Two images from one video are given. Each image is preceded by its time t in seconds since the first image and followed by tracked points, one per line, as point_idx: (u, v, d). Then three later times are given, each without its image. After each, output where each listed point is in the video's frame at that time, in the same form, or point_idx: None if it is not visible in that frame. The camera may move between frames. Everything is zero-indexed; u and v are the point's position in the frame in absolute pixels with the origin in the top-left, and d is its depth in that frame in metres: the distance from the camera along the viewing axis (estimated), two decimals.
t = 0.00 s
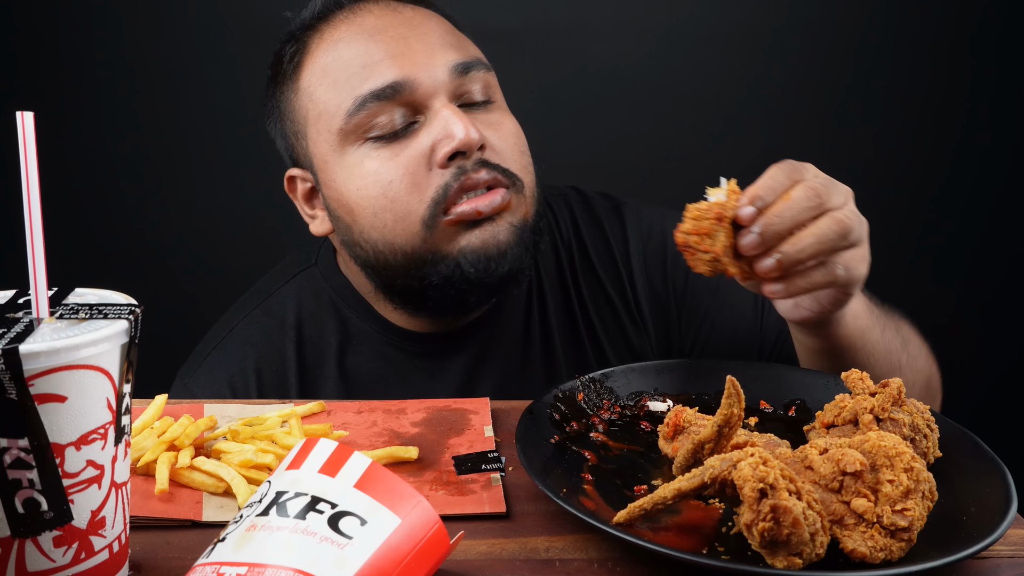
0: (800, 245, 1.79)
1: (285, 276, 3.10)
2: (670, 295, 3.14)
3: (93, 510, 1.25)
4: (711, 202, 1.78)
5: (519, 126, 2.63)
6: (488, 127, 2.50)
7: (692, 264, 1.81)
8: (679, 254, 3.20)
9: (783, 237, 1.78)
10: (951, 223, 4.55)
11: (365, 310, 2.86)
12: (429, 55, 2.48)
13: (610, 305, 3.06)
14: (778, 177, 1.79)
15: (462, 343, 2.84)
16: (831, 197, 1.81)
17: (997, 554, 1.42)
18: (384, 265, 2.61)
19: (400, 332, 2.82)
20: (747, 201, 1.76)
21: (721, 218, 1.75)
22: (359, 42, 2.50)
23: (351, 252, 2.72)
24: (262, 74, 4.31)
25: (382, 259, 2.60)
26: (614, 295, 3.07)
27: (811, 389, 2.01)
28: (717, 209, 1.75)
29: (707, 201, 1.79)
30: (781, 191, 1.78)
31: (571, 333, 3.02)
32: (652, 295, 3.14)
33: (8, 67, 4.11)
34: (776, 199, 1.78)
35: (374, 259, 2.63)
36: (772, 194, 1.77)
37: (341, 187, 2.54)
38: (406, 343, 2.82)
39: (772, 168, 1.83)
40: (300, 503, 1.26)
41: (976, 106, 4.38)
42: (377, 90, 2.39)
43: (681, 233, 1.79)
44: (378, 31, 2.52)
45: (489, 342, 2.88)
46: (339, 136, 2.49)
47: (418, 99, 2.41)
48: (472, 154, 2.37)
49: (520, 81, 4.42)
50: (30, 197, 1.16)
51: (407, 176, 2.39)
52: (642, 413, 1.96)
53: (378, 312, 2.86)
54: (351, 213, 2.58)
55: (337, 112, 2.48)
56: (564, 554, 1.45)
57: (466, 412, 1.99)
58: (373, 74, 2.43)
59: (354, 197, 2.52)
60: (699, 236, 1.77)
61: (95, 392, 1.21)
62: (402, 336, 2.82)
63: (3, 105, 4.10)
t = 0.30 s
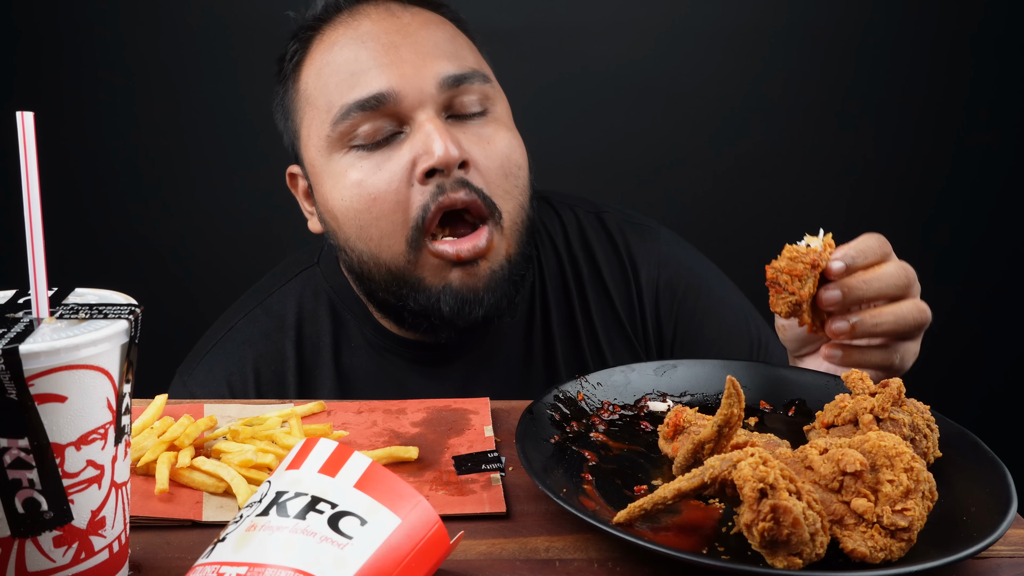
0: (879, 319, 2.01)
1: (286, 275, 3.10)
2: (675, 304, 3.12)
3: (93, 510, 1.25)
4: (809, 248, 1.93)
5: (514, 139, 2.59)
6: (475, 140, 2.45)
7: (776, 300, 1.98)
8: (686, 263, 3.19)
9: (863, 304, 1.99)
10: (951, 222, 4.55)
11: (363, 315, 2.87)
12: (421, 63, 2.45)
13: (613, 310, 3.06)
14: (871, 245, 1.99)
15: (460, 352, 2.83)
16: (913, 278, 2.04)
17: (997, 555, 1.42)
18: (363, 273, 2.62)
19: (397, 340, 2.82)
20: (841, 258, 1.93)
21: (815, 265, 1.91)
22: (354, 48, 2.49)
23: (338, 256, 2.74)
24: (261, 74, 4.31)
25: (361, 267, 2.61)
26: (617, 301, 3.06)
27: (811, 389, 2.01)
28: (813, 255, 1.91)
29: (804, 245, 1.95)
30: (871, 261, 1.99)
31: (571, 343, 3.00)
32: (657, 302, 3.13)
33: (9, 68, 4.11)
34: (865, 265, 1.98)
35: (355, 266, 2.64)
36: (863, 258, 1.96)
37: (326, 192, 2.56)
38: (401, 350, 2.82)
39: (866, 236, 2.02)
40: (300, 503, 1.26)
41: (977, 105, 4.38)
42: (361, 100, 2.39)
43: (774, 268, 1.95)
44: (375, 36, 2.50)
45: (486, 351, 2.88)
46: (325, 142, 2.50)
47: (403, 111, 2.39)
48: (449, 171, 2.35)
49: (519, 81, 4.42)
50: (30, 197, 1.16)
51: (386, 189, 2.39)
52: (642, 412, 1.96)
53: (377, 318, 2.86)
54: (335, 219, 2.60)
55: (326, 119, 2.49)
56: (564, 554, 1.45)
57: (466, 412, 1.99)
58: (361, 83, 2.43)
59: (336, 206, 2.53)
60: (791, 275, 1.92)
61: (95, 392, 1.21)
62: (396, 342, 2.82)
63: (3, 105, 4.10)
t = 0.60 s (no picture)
0: (887, 347, 2.03)
1: (286, 278, 3.10)
2: (682, 310, 3.13)
3: (93, 510, 1.25)
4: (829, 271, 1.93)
5: (524, 156, 2.57)
6: (484, 159, 2.43)
7: (788, 320, 1.99)
8: (693, 271, 3.20)
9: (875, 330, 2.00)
10: (951, 222, 4.55)
11: (365, 317, 2.88)
12: (434, 78, 2.40)
13: (620, 313, 3.05)
14: (892, 272, 2.01)
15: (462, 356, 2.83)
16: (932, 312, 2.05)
17: (997, 555, 1.42)
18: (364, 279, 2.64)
19: (401, 343, 2.83)
20: (860, 282, 1.93)
21: (832, 289, 1.91)
22: (366, 56, 2.45)
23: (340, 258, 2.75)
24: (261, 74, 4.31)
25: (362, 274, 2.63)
26: (624, 305, 3.06)
27: (811, 389, 2.01)
28: (831, 279, 1.91)
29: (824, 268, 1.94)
30: (891, 289, 2.01)
31: (574, 345, 3.00)
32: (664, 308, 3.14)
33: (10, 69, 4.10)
34: (884, 291, 2.00)
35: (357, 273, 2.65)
36: (883, 285, 1.98)
37: (332, 199, 2.56)
38: (405, 352, 2.83)
39: (888, 262, 2.04)
40: (300, 503, 1.26)
41: (978, 104, 4.37)
42: (370, 114, 2.36)
43: (791, 287, 1.97)
44: (388, 46, 2.46)
45: (487, 356, 2.87)
46: (332, 150, 2.49)
47: (412, 126, 2.36)
48: (454, 195, 2.35)
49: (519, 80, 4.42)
50: (30, 197, 1.16)
51: (390, 205, 2.40)
52: (642, 412, 1.96)
53: (379, 319, 2.87)
54: (338, 225, 2.60)
55: (333, 128, 2.47)
56: (564, 554, 1.45)
57: (466, 412, 1.99)
58: (371, 94, 2.40)
59: (340, 214, 2.55)
60: (806, 296, 1.94)
61: (95, 392, 1.21)
62: (403, 346, 2.83)
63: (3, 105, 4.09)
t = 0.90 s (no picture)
0: (886, 356, 2.02)
1: (292, 281, 3.09)
2: (691, 307, 3.17)
3: (93, 510, 1.25)
4: (821, 291, 1.96)
5: (546, 169, 2.53)
6: (508, 173, 2.40)
7: (789, 344, 1.99)
8: (701, 268, 3.23)
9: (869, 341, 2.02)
10: (951, 222, 4.55)
11: (376, 319, 2.86)
12: (459, 89, 2.34)
13: (631, 311, 3.07)
14: (879, 282, 2.05)
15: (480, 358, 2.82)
16: (922, 315, 2.08)
17: (997, 555, 1.42)
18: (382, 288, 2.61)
19: (414, 347, 2.82)
20: (852, 297, 1.99)
21: (828, 309, 1.94)
22: (389, 62, 2.37)
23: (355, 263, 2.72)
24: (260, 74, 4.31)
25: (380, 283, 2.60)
26: (635, 303, 3.08)
27: (812, 389, 2.01)
28: (827, 299, 1.94)
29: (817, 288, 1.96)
30: (880, 297, 2.04)
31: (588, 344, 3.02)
32: (674, 305, 3.18)
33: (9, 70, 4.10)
34: (874, 301, 2.03)
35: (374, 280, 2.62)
36: (873, 296, 2.02)
37: (351, 207, 2.51)
38: (417, 356, 2.82)
39: (874, 272, 2.08)
40: (300, 503, 1.26)
41: (978, 104, 4.37)
42: (395, 125, 2.31)
43: (789, 313, 1.96)
44: (411, 51, 2.38)
45: (503, 360, 2.88)
46: (353, 160, 2.43)
47: (437, 139, 2.31)
48: (480, 211, 2.31)
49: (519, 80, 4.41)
50: (31, 197, 1.16)
51: (415, 220, 2.36)
52: (641, 413, 1.96)
53: (390, 321, 2.85)
54: (357, 233, 2.56)
55: (354, 137, 2.41)
56: (564, 554, 1.45)
57: (466, 412, 1.99)
58: (395, 104, 2.34)
59: (361, 225, 2.50)
60: (804, 320, 1.94)
61: (95, 392, 1.21)
62: (410, 347, 2.82)
63: (3, 105, 4.09)
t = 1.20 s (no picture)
0: (886, 359, 2.02)
1: (295, 281, 3.08)
2: (696, 306, 3.17)
3: (93, 510, 1.25)
4: (823, 296, 1.96)
5: (560, 172, 2.52)
6: (522, 176, 2.39)
7: (791, 349, 1.99)
8: (705, 266, 3.23)
9: (870, 344, 2.02)
10: (951, 222, 4.55)
11: (381, 319, 2.86)
12: (475, 93, 2.33)
13: (636, 310, 3.08)
14: (882, 285, 2.05)
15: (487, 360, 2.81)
16: (924, 317, 2.07)
17: (997, 555, 1.42)
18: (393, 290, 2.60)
19: (418, 347, 2.82)
20: (855, 301, 1.99)
21: (831, 315, 1.94)
22: (404, 63, 2.36)
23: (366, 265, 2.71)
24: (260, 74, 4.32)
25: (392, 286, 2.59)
26: (641, 302, 3.08)
27: (812, 388, 2.01)
28: (829, 305, 1.94)
29: (819, 293, 1.96)
30: (882, 300, 2.04)
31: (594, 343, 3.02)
32: (679, 304, 3.18)
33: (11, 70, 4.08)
34: (876, 305, 2.03)
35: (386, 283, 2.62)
36: (875, 299, 2.02)
37: (364, 210, 2.51)
38: (423, 356, 2.82)
39: (876, 275, 2.08)
40: (300, 503, 1.26)
41: (979, 104, 4.37)
42: (410, 129, 2.30)
43: (791, 319, 1.96)
44: (426, 52, 2.36)
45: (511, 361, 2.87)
46: (367, 162, 2.43)
47: (452, 143, 2.31)
48: (495, 216, 2.31)
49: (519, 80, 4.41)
50: (31, 197, 1.16)
51: (429, 225, 2.36)
52: (641, 413, 1.96)
53: (397, 322, 2.85)
54: (369, 236, 2.55)
55: (368, 139, 2.41)
56: (564, 554, 1.45)
57: (466, 412, 1.99)
58: (410, 106, 2.32)
59: (374, 227, 2.49)
60: (807, 326, 1.94)
61: (95, 392, 1.21)
62: (415, 347, 2.82)
63: (3, 105, 4.09)
